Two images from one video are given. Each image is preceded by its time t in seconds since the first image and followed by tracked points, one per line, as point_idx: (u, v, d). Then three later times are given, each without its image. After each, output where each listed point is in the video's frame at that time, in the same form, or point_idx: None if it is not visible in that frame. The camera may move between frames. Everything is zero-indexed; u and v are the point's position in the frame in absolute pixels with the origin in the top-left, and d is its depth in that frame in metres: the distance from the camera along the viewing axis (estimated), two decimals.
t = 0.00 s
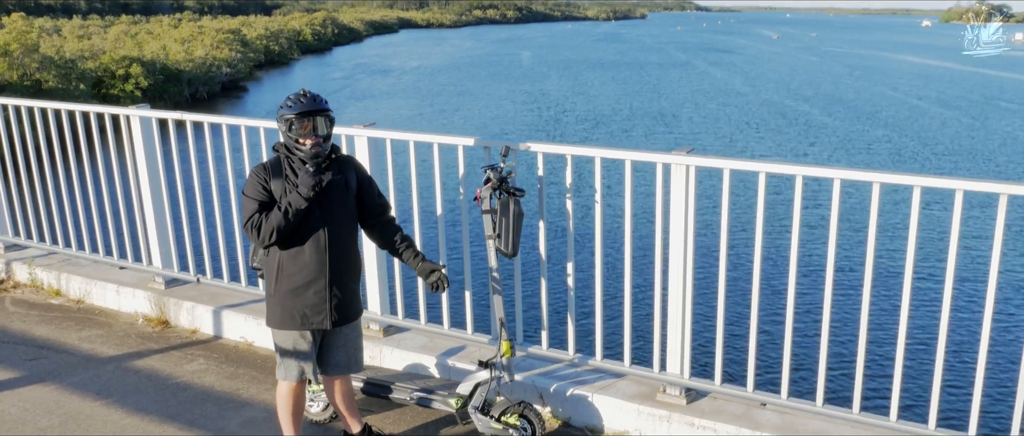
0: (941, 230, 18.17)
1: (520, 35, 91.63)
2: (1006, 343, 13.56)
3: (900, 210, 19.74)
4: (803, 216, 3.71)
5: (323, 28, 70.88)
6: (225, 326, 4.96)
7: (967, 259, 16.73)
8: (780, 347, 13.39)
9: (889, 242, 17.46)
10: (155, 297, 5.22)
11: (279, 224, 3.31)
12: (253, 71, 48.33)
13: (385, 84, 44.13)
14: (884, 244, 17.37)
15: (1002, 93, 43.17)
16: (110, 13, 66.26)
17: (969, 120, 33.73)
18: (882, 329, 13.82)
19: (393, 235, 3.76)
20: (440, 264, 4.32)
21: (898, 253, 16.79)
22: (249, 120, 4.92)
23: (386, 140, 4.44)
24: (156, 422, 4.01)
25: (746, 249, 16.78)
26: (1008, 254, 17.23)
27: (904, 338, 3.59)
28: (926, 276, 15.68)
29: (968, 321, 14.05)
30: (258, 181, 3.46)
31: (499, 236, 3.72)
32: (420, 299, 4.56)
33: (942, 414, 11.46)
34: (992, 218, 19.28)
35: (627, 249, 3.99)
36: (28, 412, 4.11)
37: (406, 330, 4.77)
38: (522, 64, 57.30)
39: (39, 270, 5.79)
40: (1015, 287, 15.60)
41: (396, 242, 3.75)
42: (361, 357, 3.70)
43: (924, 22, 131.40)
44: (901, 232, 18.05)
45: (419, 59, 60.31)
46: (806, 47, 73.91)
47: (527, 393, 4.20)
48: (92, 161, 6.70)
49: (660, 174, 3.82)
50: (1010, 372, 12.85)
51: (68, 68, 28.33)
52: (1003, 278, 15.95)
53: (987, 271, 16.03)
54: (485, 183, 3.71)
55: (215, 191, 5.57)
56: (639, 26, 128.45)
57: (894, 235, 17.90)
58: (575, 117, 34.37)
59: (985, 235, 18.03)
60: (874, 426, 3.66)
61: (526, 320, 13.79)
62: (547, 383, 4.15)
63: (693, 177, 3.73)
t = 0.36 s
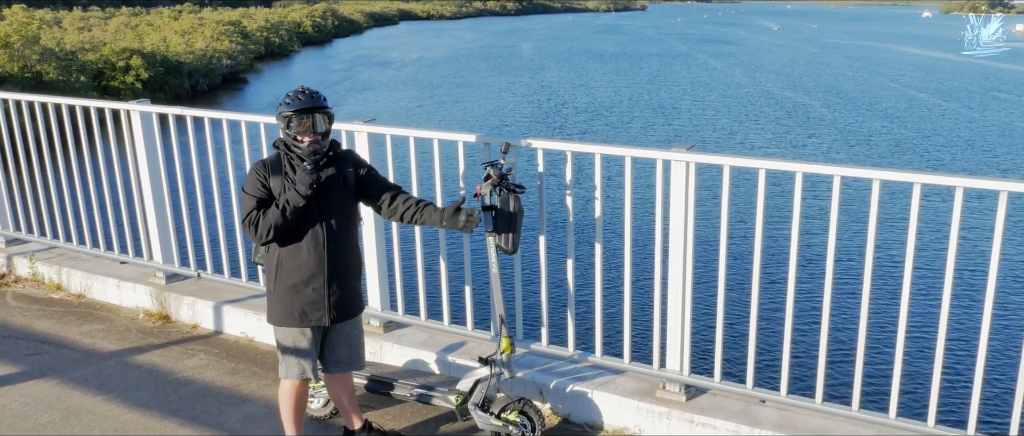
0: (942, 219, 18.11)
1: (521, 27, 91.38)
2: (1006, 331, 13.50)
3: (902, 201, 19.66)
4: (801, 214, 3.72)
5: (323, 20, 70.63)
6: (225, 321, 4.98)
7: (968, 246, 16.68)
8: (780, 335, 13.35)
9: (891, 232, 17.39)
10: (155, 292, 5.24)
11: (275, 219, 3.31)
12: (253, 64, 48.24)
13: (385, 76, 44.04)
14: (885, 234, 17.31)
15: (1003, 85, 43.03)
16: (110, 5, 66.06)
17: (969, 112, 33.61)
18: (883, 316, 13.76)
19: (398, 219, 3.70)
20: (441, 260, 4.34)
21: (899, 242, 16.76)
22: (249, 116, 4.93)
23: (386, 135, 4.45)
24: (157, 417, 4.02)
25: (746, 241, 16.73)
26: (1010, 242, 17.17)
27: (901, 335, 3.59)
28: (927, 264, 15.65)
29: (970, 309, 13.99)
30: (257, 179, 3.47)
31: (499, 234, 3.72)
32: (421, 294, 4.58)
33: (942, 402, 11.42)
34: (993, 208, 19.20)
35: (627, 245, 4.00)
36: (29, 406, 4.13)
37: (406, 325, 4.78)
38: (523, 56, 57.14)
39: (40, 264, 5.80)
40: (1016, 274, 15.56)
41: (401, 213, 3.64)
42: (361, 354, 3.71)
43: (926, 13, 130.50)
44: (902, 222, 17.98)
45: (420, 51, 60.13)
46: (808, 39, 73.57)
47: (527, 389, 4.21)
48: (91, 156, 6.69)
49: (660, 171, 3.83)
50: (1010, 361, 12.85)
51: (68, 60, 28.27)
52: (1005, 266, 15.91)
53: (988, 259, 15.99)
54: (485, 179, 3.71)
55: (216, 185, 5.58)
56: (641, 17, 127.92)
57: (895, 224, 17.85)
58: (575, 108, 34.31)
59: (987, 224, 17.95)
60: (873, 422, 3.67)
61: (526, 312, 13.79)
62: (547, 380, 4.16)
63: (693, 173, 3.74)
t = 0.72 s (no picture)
0: (942, 221, 18.11)
1: (522, 27, 91.40)
2: (1006, 332, 13.48)
3: (903, 202, 19.67)
4: (801, 220, 3.70)
5: (325, 18, 70.63)
6: (225, 322, 4.98)
7: (969, 248, 16.68)
8: (780, 335, 13.33)
9: (891, 232, 17.38)
10: (155, 291, 5.24)
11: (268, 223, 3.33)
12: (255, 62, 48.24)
13: (386, 75, 44.06)
14: (886, 234, 17.29)
15: (1003, 88, 43.01)
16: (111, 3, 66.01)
17: (970, 115, 33.59)
18: (882, 317, 13.73)
19: (401, 216, 3.63)
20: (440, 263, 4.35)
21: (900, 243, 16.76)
22: (249, 117, 4.94)
23: (387, 137, 4.46)
24: (156, 418, 4.02)
25: (746, 241, 16.72)
26: (1010, 244, 17.16)
27: (900, 341, 3.59)
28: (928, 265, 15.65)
29: (969, 311, 13.97)
30: (253, 183, 3.48)
31: (499, 236, 3.70)
32: (421, 297, 4.59)
33: (941, 402, 11.40)
34: (993, 210, 19.19)
35: (627, 249, 3.99)
36: (28, 406, 4.13)
37: (406, 327, 4.78)
38: (524, 56, 57.09)
39: (40, 262, 5.80)
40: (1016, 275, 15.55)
41: (404, 211, 3.59)
42: (360, 356, 3.71)
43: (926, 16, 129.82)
44: (902, 223, 17.97)
45: (421, 50, 60.10)
46: (809, 41, 73.58)
47: (526, 393, 4.21)
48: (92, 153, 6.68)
49: (661, 175, 3.82)
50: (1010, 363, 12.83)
51: (70, 56, 28.27)
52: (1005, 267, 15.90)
53: (988, 260, 15.98)
54: (486, 183, 3.70)
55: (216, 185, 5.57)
56: (643, 18, 127.80)
57: (896, 226, 17.84)
58: (575, 108, 34.31)
59: (987, 226, 17.94)
60: (871, 428, 3.68)
61: (526, 314, 13.80)
62: (547, 383, 4.16)
63: (693, 178, 3.74)
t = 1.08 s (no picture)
0: (943, 226, 18.17)
1: (524, 27, 91.41)
2: (1006, 337, 13.50)
3: (904, 206, 19.70)
4: (802, 226, 3.71)
5: (328, 16, 70.66)
6: (225, 319, 4.99)
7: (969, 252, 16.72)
8: (780, 339, 13.33)
9: (892, 236, 17.38)
10: (156, 288, 5.25)
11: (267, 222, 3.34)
12: (257, 59, 48.29)
13: (388, 73, 44.06)
14: (887, 238, 17.30)
15: (1004, 93, 43.07)
16: None
17: (969, 120, 33.65)
18: (883, 321, 13.73)
19: (404, 221, 3.66)
20: (443, 263, 4.35)
21: (900, 247, 16.80)
22: (251, 116, 4.95)
23: (389, 138, 4.46)
24: (157, 415, 4.03)
25: (747, 243, 16.73)
26: (1010, 249, 17.22)
27: (901, 347, 3.59)
28: (928, 269, 15.69)
29: (969, 316, 13.98)
30: (254, 182, 3.49)
31: (501, 238, 3.70)
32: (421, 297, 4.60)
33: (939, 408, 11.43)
34: (993, 216, 19.22)
35: (629, 253, 3.99)
36: (28, 402, 4.14)
37: (406, 327, 4.79)
38: (527, 56, 57.10)
39: (42, 258, 5.81)
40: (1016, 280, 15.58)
41: (408, 216, 3.61)
42: (359, 358, 3.72)
43: (927, 22, 130.03)
44: (903, 228, 17.98)
45: (424, 49, 60.14)
46: (811, 44, 73.71)
47: (526, 394, 4.22)
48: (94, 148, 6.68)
49: (663, 179, 3.82)
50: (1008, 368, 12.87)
51: (72, 51, 28.28)
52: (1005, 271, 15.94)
53: (988, 264, 16.02)
54: (488, 184, 3.72)
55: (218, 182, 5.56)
56: (644, 20, 127.77)
57: (897, 230, 17.89)
58: (577, 109, 34.32)
59: (988, 232, 17.95)
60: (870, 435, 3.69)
61: (526, 315, 13.81)
62: (547, 385, 4.17)
63: (695, 182, 3.74)
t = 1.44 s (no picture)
0: (944, 229, 18.17)
1: (526, 27, 91.46)
2: (1006, 338, 13.49)
3: (906, 209, 19.69)
4: (803, 228, 3.71)
5: (331, 15, 70.71)
6: (226, 318, 5.00)
7: (970, 255, 16.72)
8: (781, 341, 13.33)
9: (893, 239, 17.37)
10: (157, 286, 5.26)
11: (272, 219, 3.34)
12: (260, 57, 48.32)
13: (391, 72, 44.08)
14: (888, 241, 17.29)
15: (1006, 96, 43.03)
16: None
17: (971, 123, 33.64)
18: (884, 324, 13.72)
19: (406, 222, 3.68)
20: (443, 265, 4.35)
21: (901, 249, 16.80)
22: (254, 115, 4.96)
23: (391, 138, 4.46)
24: (158, 413, 4.04)
25: (748, 245, 16.73)
26: (1011, 251, 17.22)
27: (903, 350, 3.59)
28: (929, 272, 15.68)
29: (970, 319, 13.97)
30: (258, 179, 3.50)
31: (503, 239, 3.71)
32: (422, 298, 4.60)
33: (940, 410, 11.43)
34: (994, 219, 19.20)
35: (630, 255, 3.98)
36: (30, 399, 4.14)
37: (408, 328, 4.80)
38: (529, 56, 57.10)
39: (44, 256, 5.82)
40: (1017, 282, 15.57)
41: (410, 216, 3.63)
42: (358, 358, 3.73)
43: (930, 24, 129.85)
44: (904, 231, 17.97)
45: (426, 48, 60.14)
46: (813, 46, 73.69)
47: (526, 395, 4.22)
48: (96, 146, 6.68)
49: (665, 182, 3.83)
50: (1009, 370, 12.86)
51: (75, 48, 28.29)
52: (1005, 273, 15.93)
53: (989, 267, 16.01)
54: (490, 186, 3.73)
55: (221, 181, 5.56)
56: (647, 20, 127.67)
57: (897, 232, 17.90)
58: (578, 109, 34.35)
59: (989, 235, 17.94)
60: None
61: (527, 314, 13.82)
62: (547, 386, 4.17)
63: (697, 185, 3.74)
